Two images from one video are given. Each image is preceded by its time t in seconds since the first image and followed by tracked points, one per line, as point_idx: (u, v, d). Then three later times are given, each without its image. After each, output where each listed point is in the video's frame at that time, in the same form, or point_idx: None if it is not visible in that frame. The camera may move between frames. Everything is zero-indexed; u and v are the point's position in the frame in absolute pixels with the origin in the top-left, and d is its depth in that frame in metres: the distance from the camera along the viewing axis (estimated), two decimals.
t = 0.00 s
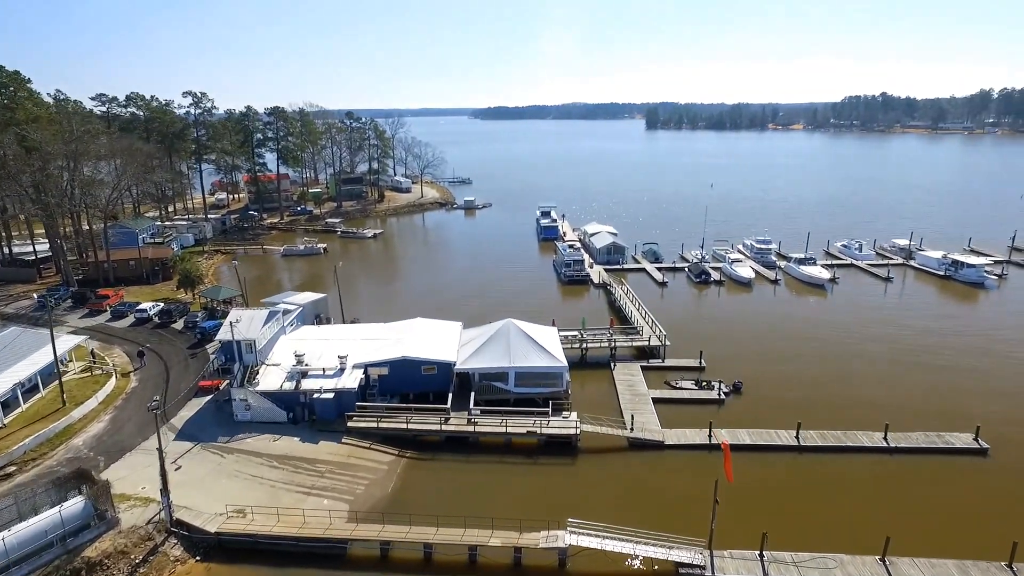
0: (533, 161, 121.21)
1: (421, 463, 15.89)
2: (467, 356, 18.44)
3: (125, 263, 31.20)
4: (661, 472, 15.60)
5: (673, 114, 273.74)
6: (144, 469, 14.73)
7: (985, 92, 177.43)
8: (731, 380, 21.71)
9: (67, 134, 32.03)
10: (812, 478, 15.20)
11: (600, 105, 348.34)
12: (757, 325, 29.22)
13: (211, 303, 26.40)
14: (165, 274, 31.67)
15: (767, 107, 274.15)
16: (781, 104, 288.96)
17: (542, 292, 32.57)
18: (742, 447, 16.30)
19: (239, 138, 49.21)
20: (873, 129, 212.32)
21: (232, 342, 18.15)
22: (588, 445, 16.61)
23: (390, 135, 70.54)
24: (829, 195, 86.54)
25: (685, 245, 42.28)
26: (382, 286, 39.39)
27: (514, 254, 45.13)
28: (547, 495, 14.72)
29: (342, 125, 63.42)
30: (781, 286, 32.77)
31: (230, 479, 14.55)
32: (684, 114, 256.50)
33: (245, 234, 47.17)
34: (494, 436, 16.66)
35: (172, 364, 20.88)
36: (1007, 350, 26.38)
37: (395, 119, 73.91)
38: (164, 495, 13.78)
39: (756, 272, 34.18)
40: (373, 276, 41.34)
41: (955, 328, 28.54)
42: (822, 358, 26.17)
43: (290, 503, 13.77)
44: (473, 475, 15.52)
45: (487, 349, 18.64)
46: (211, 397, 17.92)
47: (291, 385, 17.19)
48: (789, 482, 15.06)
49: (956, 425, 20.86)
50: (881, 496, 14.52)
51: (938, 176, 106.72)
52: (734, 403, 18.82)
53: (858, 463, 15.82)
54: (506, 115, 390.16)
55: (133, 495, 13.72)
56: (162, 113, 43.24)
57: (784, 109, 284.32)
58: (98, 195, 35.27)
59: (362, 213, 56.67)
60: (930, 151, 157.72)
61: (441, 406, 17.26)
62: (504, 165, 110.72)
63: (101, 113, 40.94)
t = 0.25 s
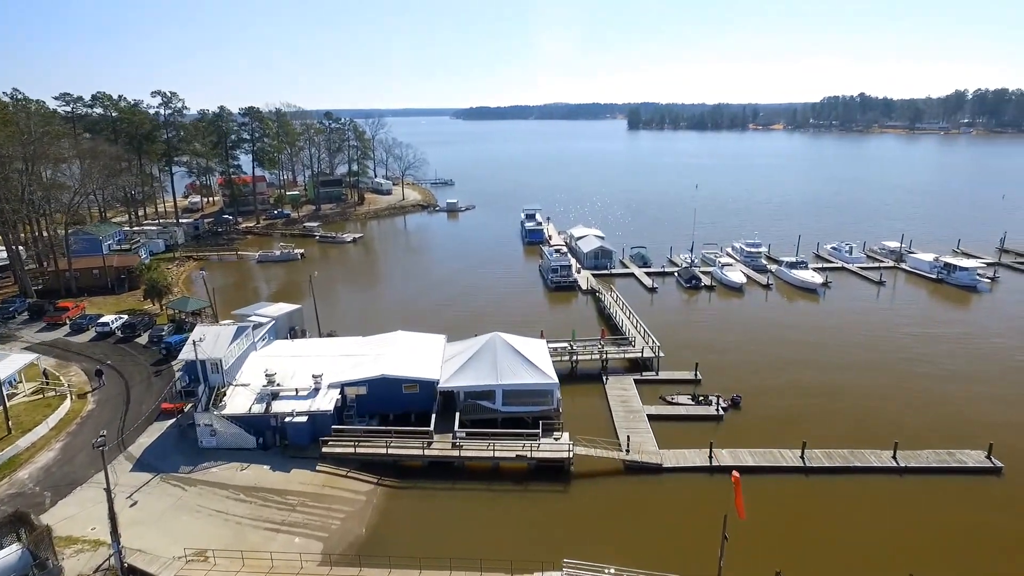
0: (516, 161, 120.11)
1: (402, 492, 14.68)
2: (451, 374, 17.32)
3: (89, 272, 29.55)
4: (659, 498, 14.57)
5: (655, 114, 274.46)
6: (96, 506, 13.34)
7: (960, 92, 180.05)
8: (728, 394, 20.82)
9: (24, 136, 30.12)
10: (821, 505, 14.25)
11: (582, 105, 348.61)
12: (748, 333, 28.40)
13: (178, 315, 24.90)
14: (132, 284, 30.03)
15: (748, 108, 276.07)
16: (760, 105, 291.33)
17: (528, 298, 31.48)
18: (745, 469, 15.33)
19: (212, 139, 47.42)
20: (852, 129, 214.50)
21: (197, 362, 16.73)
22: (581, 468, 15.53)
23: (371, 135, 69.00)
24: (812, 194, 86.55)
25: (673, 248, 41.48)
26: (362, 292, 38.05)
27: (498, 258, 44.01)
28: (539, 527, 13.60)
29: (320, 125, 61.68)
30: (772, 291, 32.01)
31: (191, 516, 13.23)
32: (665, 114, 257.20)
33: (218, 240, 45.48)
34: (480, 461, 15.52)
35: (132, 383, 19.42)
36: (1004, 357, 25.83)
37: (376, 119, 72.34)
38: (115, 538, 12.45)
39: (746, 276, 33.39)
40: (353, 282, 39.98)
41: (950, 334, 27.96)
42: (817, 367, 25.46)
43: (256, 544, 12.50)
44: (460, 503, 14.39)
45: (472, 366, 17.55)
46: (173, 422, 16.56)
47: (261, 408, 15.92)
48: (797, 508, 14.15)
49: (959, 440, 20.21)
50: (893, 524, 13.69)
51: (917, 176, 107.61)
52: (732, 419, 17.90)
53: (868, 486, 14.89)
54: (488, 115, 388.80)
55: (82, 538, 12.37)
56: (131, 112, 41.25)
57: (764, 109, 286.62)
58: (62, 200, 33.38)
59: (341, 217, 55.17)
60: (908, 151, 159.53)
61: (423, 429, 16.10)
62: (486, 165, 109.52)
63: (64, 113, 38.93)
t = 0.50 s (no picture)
0: (494, 162, 118.90)
1: (378, 527, 13.48)
2: (430, 393, 16.17)
3: (42, 283, 27.73)
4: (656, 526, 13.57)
5: (632, 113, 275.26)
6: (31, 555, 11.91)
7: (930, 93, 183.26)
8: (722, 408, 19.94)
9: None
10: (827, 530, 13.38)
11: (559, 105, 348.64)
12: (737, 339, 27.66)
13: (135, 329, 23.28)
14: (88, 295, 28.20)
15: (723, 108, 278.34)
16: (735, 105, 294.04)
17: (511, 306, 30.37)
18: (746, 493, 14.40)
19: (178, 141, 45.47)
20: (825, 129, 217.29)
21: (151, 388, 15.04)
22: (571, 495, 14.48)
23: (345, 136, 67.37)
24: (789, 194, 86.78)
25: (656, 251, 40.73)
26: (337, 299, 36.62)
27: (478, 262, 42.82)
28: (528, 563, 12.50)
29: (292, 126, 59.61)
30: (759, 295, 31.37)
31: (141, 563, 11.87)
32: (642, 114, 258.04)
33: (185, 246, 43.63)
34: (463, 490, 14.38)
35: (82, 407, 17.84)
36: (995, 360, 25.40)
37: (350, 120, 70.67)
38: None
39: (732, 280, 32.72)
40: (328, 289, 38.48)
41: (940, 337, 27.50)
42: (809, 373, 24.78)
43: None
44: (441, 538, 13.23)
45: (452, 384, 16.43)
46: (126, 452, 15.12)
47: (222, 436, 14.56)
48: (802, 535, 13.27)
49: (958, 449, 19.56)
50: (905, 550, 12.85)
51: (891, 175, 108.79)
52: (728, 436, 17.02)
53: (876, 508, 14.05)
54: (465, 115, 386.86)
55: None
56: (90, 112, 39.13)
57: (737, 109, 289.65)
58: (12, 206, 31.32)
59: (315, 220, 53.57)
60: (880, 151, 161.82)
61: (401, 455, 14.92)
62: (464, 166, 108.26)
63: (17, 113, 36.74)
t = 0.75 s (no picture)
0: (468, 163, 117.43)
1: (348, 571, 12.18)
2: (404, 418, 14.96)
3: None
4: (652, 560, 12.54)
5: (605, 114, 275.90)
6: None
7: (894, 93, 187.03)
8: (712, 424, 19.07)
9: None
10: (834, 560, 12.50)
11: (532, 106, 348.31)
12: (722, 346, 26.90)
13: (83, 348, 21.55)
14: (33, 310, 26.26)
15: (694, 108, 280.85)
16: (705, 106, 297.14)
17: (488, 314, 29.22)
18: (746, 520, 13.46)
19: (135, 144, 43.24)
20: (794, 130, 220.46)
21: (91, 420, 13.70)
22: (559, 527, 13.37)
23: (314, 137, 65.35)
24: (763, 194, 87.12)
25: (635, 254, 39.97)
26: (306, 309, 35.03)
27: (453, 267, 41.56)
28: None
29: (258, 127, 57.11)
30: (741, 299, 30.75)
31: None
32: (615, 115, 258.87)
33: (144, 254, 41.53)
34: (442, 525, 13.17)
35: (18, 438, 16.19)
36: (982, 363, 25.02)
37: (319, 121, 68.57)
38: None
39: (714, 284, 32.06)
40: (297, 298, 36.86)
41: (925, 340, 27.09)
42: (798, 380, 24.09)
43: None
44: None
45: (429, 408, 15.24)
46: (65, 492, 13.63)
47: (173, 472, 13.13)
48: (802, 558, 12.54)
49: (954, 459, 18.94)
50: None
51: (861, 174, 110.19)
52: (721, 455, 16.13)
53: (883, 533, 13.22)
54: (437, 116, 383.96)
55: None
56: (37, 113, 36.78)
57: (708, 110, 292.50)
58: None
59: (283, 225, 51.69)
60: (848, 151, 164.50)
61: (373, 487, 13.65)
62: (436, 167, 106.72)
63: None
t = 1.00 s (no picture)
0: (437, 164, 115.72)
1: None
2: (373, 447, 13.73)
3: None
4: None
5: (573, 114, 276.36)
6: None
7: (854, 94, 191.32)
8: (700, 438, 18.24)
9: None
10: None
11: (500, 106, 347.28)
12: (703, 352, 26.14)
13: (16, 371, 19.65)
14: None
15: (661, 108, 283.36)
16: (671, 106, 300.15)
17: (461, 324, 28.04)
18: (744, 550, 12.56)
19: (83, 146, 40.77)
20: (758, 129, 223.91)
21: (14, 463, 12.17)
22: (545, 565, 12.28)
23: (277, 138, 63.11)
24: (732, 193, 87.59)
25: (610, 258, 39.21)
26: (268, 319, 33.30)
27: (423, 272, 40.18)
28: None
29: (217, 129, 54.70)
30: (720, 303, 30.14)
31: None
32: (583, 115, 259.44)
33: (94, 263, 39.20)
34: (416, 568, 11.95)
35: None
36: (962, 364, 24.78)
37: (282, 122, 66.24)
38: None
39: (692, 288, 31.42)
40: (260, 308, 35.06)
41: (905, 342, 26.79)
42: (783, 387, 23.46)
43: None
44: None
45: (400, 434, 14.05)
46: None
47: (110, 519, 11.60)
48: None
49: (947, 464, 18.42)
50: None
51: (825, 173, 111.89)
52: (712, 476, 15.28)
53: (888, 560, 12.46)
54: (405, 116, 380.04)
55: None
56: None
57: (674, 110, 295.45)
58: None
59: (244, 231, 49.60)
60: (811, 150, 167.45)
61: (339, 527, 12.36)
62: (404, 168, 104.89)
63: None
